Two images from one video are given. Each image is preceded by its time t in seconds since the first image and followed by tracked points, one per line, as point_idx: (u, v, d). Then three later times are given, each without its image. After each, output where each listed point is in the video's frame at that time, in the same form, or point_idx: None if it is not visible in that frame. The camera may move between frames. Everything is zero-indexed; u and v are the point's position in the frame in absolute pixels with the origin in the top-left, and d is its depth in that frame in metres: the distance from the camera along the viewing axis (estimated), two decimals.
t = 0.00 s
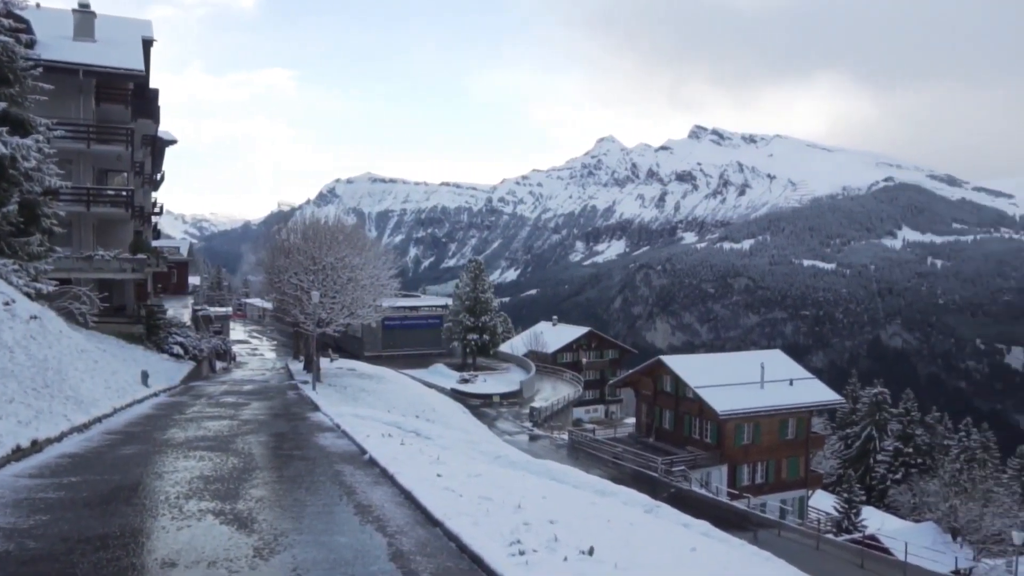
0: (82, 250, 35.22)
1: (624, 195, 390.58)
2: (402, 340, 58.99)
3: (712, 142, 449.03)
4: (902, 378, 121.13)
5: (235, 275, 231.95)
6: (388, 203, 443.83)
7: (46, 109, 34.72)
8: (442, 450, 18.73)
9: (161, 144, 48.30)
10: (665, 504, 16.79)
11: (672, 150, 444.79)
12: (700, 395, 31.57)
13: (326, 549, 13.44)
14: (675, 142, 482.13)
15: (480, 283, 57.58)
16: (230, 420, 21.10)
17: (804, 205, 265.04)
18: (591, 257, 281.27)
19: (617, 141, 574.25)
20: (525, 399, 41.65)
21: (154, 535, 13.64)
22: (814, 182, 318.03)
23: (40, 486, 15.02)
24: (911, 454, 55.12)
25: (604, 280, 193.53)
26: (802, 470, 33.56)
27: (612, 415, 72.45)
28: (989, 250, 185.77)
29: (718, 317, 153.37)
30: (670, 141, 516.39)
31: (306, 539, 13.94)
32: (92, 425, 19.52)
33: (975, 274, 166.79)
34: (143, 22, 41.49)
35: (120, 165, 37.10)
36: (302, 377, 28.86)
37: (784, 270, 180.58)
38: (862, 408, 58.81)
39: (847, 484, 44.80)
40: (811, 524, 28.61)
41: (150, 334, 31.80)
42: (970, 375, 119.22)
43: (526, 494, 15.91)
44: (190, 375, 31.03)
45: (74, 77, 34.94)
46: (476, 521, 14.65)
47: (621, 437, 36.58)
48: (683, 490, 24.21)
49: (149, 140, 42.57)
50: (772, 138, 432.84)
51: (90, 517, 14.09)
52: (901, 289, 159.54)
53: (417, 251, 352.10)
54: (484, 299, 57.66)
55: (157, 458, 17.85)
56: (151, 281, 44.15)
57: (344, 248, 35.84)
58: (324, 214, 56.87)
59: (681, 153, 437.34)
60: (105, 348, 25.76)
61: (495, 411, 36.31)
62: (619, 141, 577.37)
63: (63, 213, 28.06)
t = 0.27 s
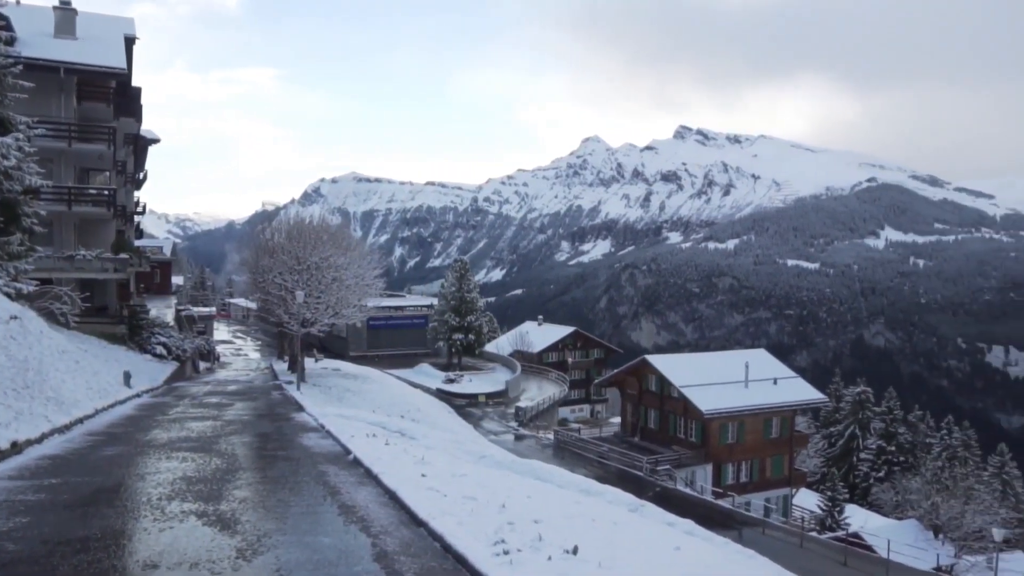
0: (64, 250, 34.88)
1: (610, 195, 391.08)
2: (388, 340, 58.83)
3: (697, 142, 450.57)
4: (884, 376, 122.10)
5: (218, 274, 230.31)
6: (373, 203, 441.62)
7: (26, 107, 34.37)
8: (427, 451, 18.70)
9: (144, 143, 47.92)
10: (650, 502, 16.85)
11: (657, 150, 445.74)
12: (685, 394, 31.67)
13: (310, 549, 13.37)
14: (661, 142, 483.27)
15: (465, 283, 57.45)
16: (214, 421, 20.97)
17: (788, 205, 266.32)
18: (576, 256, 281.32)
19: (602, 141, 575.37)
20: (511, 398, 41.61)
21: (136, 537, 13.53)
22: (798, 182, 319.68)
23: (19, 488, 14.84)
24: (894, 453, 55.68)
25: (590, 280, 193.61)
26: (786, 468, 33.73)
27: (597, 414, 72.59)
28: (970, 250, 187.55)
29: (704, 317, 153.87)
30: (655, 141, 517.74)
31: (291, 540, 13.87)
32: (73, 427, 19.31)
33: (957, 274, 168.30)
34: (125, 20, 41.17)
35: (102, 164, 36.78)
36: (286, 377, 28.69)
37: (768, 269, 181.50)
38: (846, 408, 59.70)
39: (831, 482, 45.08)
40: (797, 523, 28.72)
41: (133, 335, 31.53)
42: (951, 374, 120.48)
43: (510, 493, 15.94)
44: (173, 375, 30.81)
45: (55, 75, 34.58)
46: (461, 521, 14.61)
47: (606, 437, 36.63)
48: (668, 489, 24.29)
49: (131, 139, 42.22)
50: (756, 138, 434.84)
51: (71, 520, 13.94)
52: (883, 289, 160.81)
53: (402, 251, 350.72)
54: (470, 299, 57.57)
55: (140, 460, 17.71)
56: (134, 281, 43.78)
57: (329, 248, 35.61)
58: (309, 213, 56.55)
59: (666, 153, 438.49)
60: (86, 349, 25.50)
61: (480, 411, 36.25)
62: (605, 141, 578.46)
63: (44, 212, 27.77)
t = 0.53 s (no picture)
0: (45, 249, 34.56)
1: (595, 195, 391.63)
2: (373, 340, 58.67)
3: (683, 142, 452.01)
4: (867, 375, 122.97)
5: (201, 274, 228.87)
6: (359, 202, 439.81)
7: (7, 105, 34.05)
8: (412, 450, 18.65)
9: (126, 142, 47.55)
10: (635, 501, 16.88)
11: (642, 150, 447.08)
12: (670, 393, 31.77)
13: (294, 550, 13.27)
14: (646, 142, 484.25)
15: (450, 283, 57.30)
16: (197, 421, 20.82)
17: (772, 205, 267.38)
18: (562, 256, 281.32)
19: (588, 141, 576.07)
20: (496, 398, 41.57)
21: (117, 539, 13.40)
22: (782, 182, 321.31)
23: None
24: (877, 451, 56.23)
25: (575, 280, 193.67)
26: (771, 466, 33.87)
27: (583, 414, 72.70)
28: (951, 250, 189.21)
29: (689, 317, 154.44)
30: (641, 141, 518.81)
31: (274, 541, 13.76)
32: (54, 427, 19.12)
33: (938, 274, 169.72)
34: (106, 17, 40.81)
35: (84, 163, 36.48)
36: (271, 377, 28.54)
37: (752, 269, 182.34)
38: (829, 407, 60.52)
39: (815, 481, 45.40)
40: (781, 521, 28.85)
41: (115, 335, 31.30)
42: (933, 373, 121.58)
43: (495, 493, 15.92)
44: (155, 376, 30.58)
45: (35, 72, 34.27)
46: (445, 522, 14.56)
47: (592, 436, 36.64)
48: (653, 487, 24.35)
49: (113, 138, 41.88)
50: (741, 139, 436.65)
51: (51, 522, 13.79)
52: (866, 289, 161.95)
53: (388, 251, 349.53)
54: (455, 299, 57.49)
55: (121, 461, 17.54)
56: (117, 281, 43.42)
57: (313, 247, 35.42)
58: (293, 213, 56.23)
59: (651, 153, 439.49)
60: (67, 349, 25.27)
61: (466, 411, 36.17)
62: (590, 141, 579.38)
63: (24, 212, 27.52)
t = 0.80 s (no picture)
0: (22, 248, 34.17)
1: (578, 195, 392.30)
2: (356, 340, 58.47)
3: (666, 142, 453.80)
4: (848, 374, 124.03)
5: (181, 274, 227.06)
6: (341, 201, 437.60)
7: None
8: (394, 451, 18.59)
9: (105, 140, 47.11)
10: (617, 500, 16.92)
11: (626, 150, 448.37)
12: (653, 393, 31.87)
13: (275, 552, 13.16)
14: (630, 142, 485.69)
15: (433, 282, 57.15)
16: (177, 422, 20.65)
17: (753, 205, 268.84)
18: (545, 256, 281.33)
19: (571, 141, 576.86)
20: (479, 398, 41.52)
21: (95, 542, 13.24)
22: (763, 182, 323.15)
23: None
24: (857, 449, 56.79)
25: (558, 279, 193.80)
26: (753, 465, 34.06)
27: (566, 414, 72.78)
28: (930, 250, 191.20)
29: (671, 316, 155.14)
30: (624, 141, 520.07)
31: (255, 542, 13.64)
32: (31, 429, 18.88)
33: (917, 273, 171.48)
34: (84, 14, 40.39)
35: (61, 161, 36.11)
36: (252, 377, 28.33)
37: (734, 269, 183.33)
38: (811, 406, 61.14)
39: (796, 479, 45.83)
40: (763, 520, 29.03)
41: (94, 335, 30.96)
42: (913, 372, 122.96)
43: (477, 492, 15.91)
44: (135, 376, 30.28)
45: (12, 70, 33.89)
46: (427, 522, 14.51)
47: (575, 436, 36.65)
48: (636, 486, 24.39)
49: (92, 136, 41.48)
50: (723, 139, 438.80)
51: (28, 525, 13.60)
52: (847, 288, 163.32)
53: (370, 251, 347.99)
54: (438, 299, 57.38)
55: (100, 463, 17.35)
56: (96, 281, 42.98)
57: (295, 247, 35.23)
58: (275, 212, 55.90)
59: (634, 153, 440.70)
60: (44, 349, 24.96)
61: (449, 411, 36.08)
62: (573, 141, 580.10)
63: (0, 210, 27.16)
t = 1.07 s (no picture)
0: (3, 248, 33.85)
1: (564, 195, 392.82)
2: (341, 340, 58.25)
3: (651, 142, 455.15)
4: (831, 373, 125.03)
5: (164, 274, 225.44)
6: (326, 200, 435.41)
7: None
8: (380, 450, 18.54)
9: (88, 138, 46.74)
10: (601, 500, 16.95)
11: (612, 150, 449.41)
12: (638, 392, 31.95)
13: (258, 553, 13.08)
14: (616, 142, 486.86)
15: (419, 282, 57.06)
16: (160, 423, 20.47)
17: (739, 205, 270.01)
18: (531, 255, 281.51)
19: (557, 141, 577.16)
20: (465, 398, 41.43)
21: (76, 543, 13.12)
22: (748, 182, 324.69)
23: None
24: (841, 447, 57.10)
25: (544, 279, 193.99)
26: (737, 464, 34.15)
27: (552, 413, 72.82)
28: (912, 250, 192.91)
29: (657, 315, 155.69)
30: (610, 141, 520.96)
31: (238, 543, 13.56)
32: (11, 430, 18.67)
33: (900, 273, 172.88)
34: (66, 11, 40.00)
35: (43, 160, 35.93)
36: (237, 377, 28.20)
37: (719, 268, 184.08)
38: (795, 405, 61.20)
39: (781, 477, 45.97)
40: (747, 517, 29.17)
41: (76, 335, 30.71)
42: (895, 371, 124.17)
43: (462, 492, 15.89)
44: (117, 377, 30.04)
45: None
46: (411, 522, 14.47)
47: (562, 435, 36.66)
48: (621, 485, 24.38)
49: (74, 135, 41.15)
50: (708, 139, 440.36)
51: (7, 528, 13.42)
52: (831, 288, 164.47)
53: (356, 250, 346.74)
54: (424, 299, 57.24)
55: (82, 464, 17.20)
56: (78, 281, 42.60)
57: (280, 247, 35.09)
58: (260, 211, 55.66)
59: (620, 154, 441.70)
60: (25, 350, 24.72)
61: (435, 411, 35.98)
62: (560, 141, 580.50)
63: None
